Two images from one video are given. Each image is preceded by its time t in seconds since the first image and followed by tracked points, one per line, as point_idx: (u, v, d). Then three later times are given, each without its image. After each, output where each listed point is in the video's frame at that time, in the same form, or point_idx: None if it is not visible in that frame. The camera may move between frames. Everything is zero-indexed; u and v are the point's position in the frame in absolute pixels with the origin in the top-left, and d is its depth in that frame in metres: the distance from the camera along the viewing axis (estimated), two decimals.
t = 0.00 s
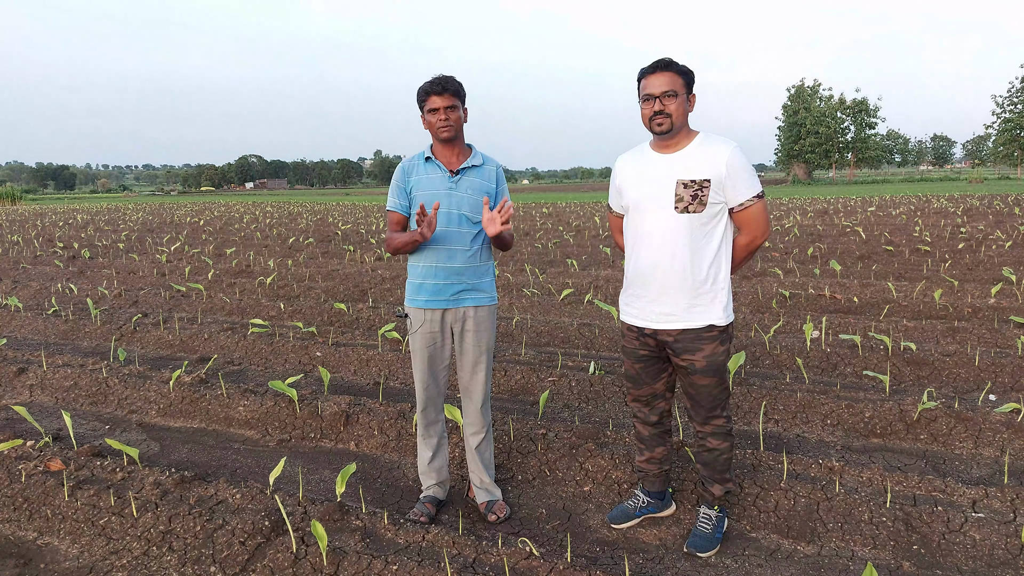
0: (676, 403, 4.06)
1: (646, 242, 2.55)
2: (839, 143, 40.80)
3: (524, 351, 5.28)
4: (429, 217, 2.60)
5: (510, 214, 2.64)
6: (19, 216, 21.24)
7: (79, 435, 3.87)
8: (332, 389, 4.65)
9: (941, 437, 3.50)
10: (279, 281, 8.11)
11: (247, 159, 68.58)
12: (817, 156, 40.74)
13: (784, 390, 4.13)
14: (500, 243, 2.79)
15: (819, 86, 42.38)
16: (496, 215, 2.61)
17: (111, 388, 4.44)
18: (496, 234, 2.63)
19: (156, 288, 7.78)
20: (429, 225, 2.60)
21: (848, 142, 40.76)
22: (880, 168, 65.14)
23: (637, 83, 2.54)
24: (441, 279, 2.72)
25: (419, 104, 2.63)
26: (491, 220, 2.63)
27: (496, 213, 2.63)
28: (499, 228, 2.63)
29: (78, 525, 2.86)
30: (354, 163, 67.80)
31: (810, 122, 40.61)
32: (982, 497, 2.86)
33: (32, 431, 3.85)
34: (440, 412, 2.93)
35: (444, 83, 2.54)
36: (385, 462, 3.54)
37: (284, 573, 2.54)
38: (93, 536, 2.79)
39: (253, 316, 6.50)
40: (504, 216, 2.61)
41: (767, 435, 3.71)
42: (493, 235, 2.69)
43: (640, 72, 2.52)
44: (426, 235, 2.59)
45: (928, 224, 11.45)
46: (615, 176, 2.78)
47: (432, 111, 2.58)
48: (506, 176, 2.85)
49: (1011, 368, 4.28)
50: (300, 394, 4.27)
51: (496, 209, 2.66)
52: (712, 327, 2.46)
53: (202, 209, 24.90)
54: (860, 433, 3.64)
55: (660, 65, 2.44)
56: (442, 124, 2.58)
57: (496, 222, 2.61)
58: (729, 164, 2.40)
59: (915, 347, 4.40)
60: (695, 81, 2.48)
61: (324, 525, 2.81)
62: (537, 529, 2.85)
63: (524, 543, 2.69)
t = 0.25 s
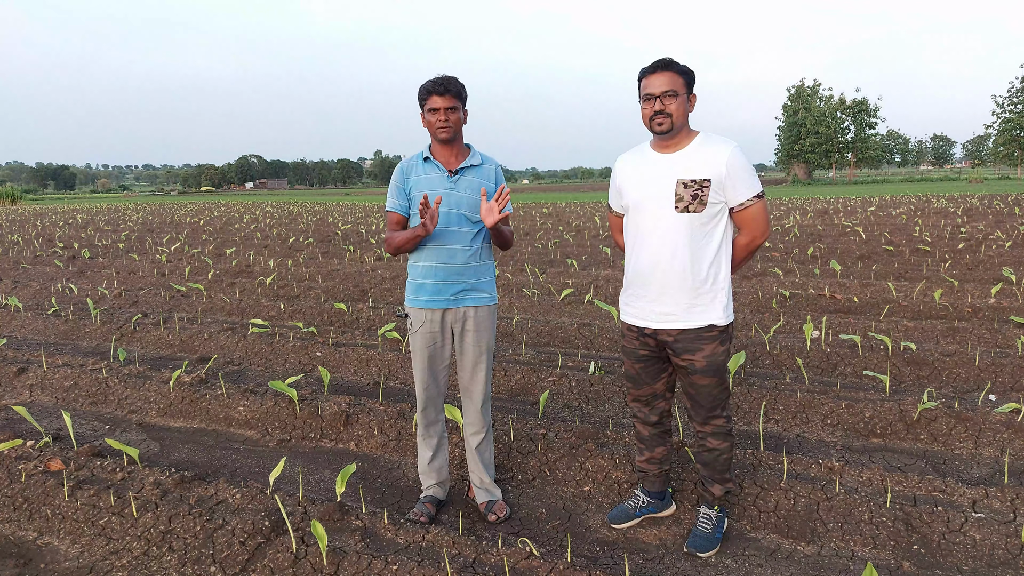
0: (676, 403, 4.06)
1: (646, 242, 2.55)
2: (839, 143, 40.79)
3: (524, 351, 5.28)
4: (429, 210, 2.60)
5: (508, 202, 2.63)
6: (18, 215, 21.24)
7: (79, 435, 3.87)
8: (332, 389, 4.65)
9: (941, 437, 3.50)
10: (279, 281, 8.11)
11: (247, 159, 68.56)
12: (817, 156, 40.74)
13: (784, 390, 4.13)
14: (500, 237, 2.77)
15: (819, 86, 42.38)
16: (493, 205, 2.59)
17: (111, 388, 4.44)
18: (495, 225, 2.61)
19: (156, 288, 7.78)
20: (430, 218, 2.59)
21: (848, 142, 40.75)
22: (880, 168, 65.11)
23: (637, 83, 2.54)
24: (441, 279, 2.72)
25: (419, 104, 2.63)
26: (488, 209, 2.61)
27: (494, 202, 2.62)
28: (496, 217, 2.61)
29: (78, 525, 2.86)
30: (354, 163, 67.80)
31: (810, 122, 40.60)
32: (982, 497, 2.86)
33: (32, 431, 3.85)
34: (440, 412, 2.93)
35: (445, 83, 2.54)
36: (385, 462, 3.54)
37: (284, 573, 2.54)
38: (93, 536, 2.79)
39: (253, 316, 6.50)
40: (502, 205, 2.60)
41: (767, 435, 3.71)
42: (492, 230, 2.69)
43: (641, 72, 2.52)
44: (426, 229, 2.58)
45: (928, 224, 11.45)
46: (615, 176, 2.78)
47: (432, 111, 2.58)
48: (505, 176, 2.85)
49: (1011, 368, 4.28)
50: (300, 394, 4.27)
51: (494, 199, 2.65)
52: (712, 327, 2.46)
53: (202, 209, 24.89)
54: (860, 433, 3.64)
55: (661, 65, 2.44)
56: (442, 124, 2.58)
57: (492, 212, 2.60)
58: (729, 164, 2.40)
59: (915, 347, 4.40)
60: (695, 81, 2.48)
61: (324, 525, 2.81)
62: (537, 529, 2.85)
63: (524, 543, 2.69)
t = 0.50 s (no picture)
0: (676, 403, 4.06)
1: (646, 242, 2.55)
2: (839, 143, 40.79)
3: (524, 351, 5.28)
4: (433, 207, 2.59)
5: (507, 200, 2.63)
6: (18, 215, 21.24)
7: (79, 435, 3.87)
8: (332, 389, 4.65)
9: (941, 437, 3.50)
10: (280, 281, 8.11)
11: (247, 159, 68.54)
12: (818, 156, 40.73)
13: (784, 390, 4.13)
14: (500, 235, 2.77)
15: (819, 86, 42.39)
16: (493, 203, 2.59)
17: (111, 388, 4.45)
18: (494, 222, 2.60)
19: (156, 288, 7.78)
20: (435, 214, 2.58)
21: (848, 142, 40.75)
22: (880, 168, 65.10)
23: (638, 82, 2.55)
24: (441, 279, 2.72)
25: (420, 104, 2.63)
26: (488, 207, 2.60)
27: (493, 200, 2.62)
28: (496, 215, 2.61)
29: (78, 525, 2.86)
30: (354, 163, 67.80)
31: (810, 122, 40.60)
32: (982, 497, 2.86)
33: (32, 431, 3.85)
34: (440, 412, 2.93)
35: (446, 83, 2.54)
36: (385, 462, 3.54)
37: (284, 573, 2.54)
38: (93, 536, 2.79)
39: (253, 316, 6.50)
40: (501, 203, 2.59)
41: (767, 435, 3.71)
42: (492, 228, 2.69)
43: (641, 71, 2.52)
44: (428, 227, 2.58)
45: (928, 224, 11.45)
46: (615, 176, 2.79)
47: (432, 111, 2.58)
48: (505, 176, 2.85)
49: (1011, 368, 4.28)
50: (300, 394, 4.27)
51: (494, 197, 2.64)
52: (712, 327, 2.46)
53: (203, 209, 24.89)
54: (860, 433, 3.64)
55: (661, 65, 2.44)
56: (442, 124, 2.58)
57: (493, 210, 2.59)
58: (729, 164, 2.40)
59: (915, 347, 4.39)
60: (696, 81, 2.48)
61: (324, 525, 2.81)
62: (537, 529, 2.85)
63: (524, 543, 2.68)
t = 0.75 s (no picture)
0: (676, 403, 4.06)
1: (646, 243, 2.55)
2: (838, 143, 40.79)
3: (524, 351, 5.28)
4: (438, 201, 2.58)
5: (507, 197, 2.63)
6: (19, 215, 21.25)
7: (79, 435, 3.87)
8: (332, 389, 4.65)
9: (941, 437, 3.50)
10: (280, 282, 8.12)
11: (247, 159, 68.51)
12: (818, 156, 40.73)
13: (784, 390, 4.13)
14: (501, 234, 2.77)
15: (819, 86, 42.41)
16: (493, 200, 2.59)
17: (111, 388, 4.45)
18: (495, 220, 2.61)
19: (156, 288, 7.78)
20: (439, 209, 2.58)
21: (848, 142, 40.76)
22: (880, 168, 65.09)
23: (638, 82, 2.54)
24: (441, 278, 2.72)
25: (420, 103, 2.63)
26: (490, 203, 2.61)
27: (494, 198, 2.62)
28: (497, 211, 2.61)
29: (78, 525, 2.86)
30: (354, 163, 67.81)
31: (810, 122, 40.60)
32: (982, 497, 2.86)
33: (32, 431, 3.85)
34: (440, 412, 2.93)
35: (447, 83, 2.54)
36: (385, 461, 3.54)
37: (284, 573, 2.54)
38: (93, 536, 2.79)
39: (253, 316, 6.51)
40: (502, 200, 2.60)
41: (767, 435, 3.71)
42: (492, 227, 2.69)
43: (642, 71, 2.52)
44: (432, 223, 2.57)
45: (928, 224, 11.45)
46: (614, 176, 2.79)
47: (433, 111, 2.58)
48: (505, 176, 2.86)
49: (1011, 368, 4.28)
50: (300, 394, 4.27)
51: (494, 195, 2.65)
52: (712, 327, 2.46)
53: (203, 209, 24.89)
54: (860, 433, 3.64)
55: (662, 65, 2.44)
56: (443, 124, 2.58)
57: (494, 206, 2.60)
58: (729, 164, 2.40)
59: (915, 347, 4.40)
60: (696, 81, 2.48)
61: (324, 526, 2.81)
62: (537, 529, 2.86)
63: (524, 543, 2.68)
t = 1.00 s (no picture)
0: (676, 403, 4.06)
1: (646, 244, 2.56)
2: (838, 143, 40.79)
3: (524, 351, 5.28)
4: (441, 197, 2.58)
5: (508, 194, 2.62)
6: (18, 215, 21.25)
7: (79, 435, 3.87)
8: (332, 389, 4.65)
9: (941, 437, 3.50)
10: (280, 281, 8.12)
11: (246, 159, 68.51)
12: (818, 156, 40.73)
13: (784, 390, 4.13)
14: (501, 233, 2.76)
15: (819, 86, 42.42)
16: (494, 197, 2.59)
17: (111, 388, 4.45)
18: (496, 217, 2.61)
19: (156, 288, 7.78)
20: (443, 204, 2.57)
21: (848, 142, 40.76)
22: (880, 168, 65.09)
23: (638, 82, 2.54)
24: (441, 278, 2.72)
25: (421, 103, 2.63)
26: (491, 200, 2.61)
27: (494, 194, 2.61)
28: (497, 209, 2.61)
29: (78, 525, 2.86)
30: (354, 163, 67.82)
31: (810, 122, 40.60)
32: (982, 497, 2.86)
33: (32, 431, 3.85)
34: (439, 412, 2.93)
35: (448, 83, 2.54)
36: (385, 462, 3.54)
37: (284, 573, 2.54)
38: (93, 536, 2.79)
39: (253, 316, 6.50)
40: (502, 196, 2.60)
41: (767, 435, 3.71)
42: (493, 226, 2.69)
43: (641, 72, 2.52)
44: (435, 219, 2.56)
45: (928, 224, 11.45)
46: (614, 176, 2.79)
47: (433, 111, 2.58)
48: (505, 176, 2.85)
49: (1011, 368, 4.28)
50: (300, 394, 4.27)
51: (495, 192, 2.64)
52: (712, 327, 2.46)
53: (203, 209, 24.88)
54: (860, 433, 3.64)
55: (661, 65, 2.44)
56: (443, 124, 2.59)
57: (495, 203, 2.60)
58: (729, 164, 2.40)
59: (915, 347, 4.39)
60: (696, 81, 2.48)
61: (324, 525, 2.81)
62: (537, 529, 2.86)
63: (524, 543, 2.68)
